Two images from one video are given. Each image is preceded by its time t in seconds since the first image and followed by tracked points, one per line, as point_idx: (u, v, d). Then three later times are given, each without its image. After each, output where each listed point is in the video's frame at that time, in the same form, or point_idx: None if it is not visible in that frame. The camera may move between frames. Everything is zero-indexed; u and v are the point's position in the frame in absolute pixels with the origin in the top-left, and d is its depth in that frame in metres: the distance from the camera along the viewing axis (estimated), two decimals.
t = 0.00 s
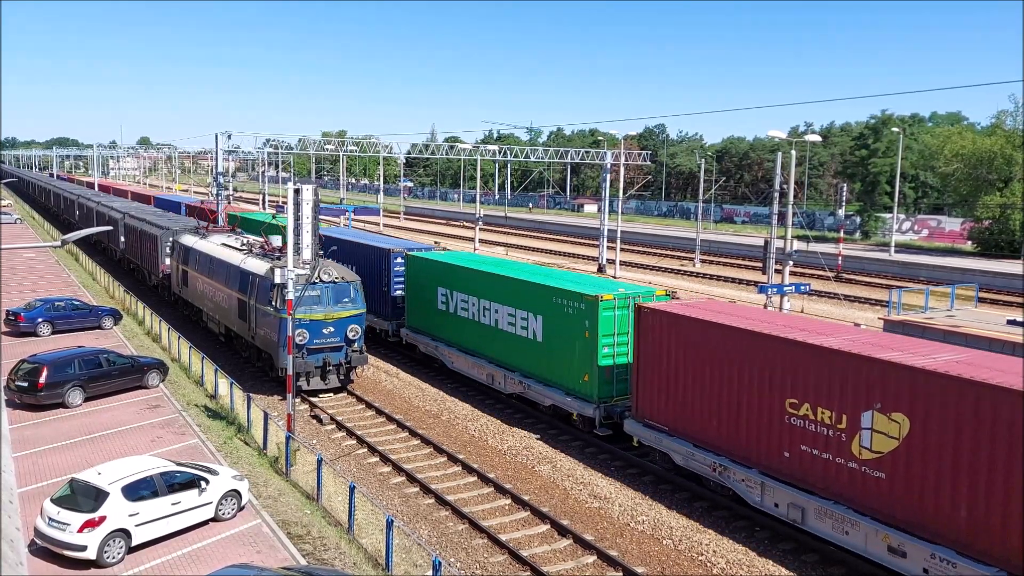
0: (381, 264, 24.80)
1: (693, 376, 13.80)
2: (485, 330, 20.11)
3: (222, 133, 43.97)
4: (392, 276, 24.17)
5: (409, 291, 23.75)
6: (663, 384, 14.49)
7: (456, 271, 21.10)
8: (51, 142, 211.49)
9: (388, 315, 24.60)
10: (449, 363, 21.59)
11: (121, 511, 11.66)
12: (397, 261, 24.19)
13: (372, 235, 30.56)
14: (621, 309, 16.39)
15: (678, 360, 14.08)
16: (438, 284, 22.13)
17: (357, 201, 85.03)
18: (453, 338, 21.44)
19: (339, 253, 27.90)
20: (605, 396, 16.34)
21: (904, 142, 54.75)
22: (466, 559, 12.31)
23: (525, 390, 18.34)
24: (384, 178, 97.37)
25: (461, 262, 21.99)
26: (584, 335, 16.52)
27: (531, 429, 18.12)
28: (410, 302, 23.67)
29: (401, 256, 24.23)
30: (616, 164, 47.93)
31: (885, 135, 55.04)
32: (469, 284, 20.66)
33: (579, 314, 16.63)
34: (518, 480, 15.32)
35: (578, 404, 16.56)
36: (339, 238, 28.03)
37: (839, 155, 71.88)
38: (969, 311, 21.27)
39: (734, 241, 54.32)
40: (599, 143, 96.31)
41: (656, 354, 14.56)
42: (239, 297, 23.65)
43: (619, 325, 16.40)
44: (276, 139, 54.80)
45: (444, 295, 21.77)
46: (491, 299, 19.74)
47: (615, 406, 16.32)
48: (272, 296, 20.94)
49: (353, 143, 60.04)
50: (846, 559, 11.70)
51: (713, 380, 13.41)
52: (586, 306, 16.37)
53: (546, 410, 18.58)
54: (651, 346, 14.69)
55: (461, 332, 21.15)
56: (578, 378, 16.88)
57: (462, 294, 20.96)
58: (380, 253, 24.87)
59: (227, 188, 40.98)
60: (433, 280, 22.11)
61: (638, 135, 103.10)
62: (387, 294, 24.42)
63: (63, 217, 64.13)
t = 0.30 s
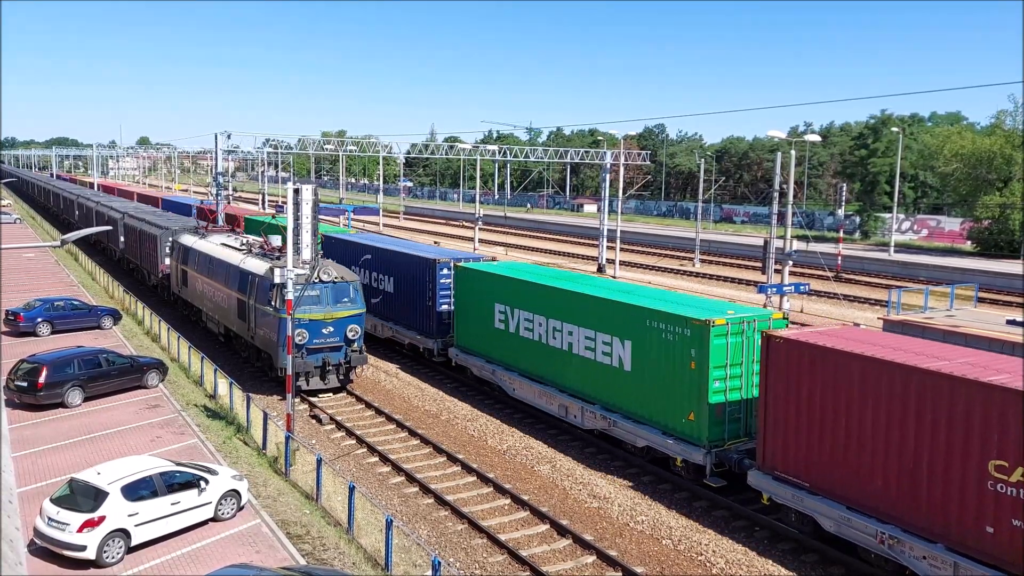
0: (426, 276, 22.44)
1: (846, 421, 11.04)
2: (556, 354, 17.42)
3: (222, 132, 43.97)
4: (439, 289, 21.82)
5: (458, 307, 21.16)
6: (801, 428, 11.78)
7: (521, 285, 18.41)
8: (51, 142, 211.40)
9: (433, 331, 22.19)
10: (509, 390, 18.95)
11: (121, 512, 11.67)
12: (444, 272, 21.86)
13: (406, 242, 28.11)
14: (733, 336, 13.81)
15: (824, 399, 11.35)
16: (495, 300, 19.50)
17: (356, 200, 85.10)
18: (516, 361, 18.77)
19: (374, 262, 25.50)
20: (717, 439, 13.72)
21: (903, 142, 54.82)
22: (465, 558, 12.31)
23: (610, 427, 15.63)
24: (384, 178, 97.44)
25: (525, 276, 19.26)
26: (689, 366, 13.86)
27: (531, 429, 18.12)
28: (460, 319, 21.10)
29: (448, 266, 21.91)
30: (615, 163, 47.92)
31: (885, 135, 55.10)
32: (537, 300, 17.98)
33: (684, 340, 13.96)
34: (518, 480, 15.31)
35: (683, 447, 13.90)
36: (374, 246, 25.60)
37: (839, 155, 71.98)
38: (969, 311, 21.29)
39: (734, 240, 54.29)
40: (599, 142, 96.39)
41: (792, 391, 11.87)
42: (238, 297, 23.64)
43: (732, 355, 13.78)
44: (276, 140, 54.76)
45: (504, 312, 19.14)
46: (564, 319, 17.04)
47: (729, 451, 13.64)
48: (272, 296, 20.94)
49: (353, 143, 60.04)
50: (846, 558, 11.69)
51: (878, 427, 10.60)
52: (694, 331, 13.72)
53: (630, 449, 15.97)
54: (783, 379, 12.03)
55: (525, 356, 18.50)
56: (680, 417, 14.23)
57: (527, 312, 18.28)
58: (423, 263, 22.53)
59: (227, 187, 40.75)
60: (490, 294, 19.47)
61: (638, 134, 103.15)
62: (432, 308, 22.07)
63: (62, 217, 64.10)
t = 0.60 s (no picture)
0: (479, 291, 20.02)
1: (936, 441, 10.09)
2: (650, 388, 14.71)
3: (222, 133, 43.95)
4: (494, 305, 19.41)
5: (518, 327, 18.54)
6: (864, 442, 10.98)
7: (600, 305, 15.74)
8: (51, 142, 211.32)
9: (487, 353, 19.77)
10: (588, 426, 16.19)
11: (121, 512, 11.66)
12: (500, 286, 19.47)
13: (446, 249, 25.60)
14: (898, 375, 11.17)
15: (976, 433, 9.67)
16: (566, 320, 16.78)
17: (357, 200, 85.15)
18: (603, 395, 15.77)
19: (413, 273, 23.11)
20: (878, 501, 11.04)
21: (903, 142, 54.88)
22: (464, 558, 12.31)
23: (729, 477, 13.04)
24: (384, 177, 97.43)
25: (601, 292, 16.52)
26: (842, 409, 11.26)
27: (531, 428, 18.10)
28: (521, 340, 18.45)
29: (505, 280, 19.52)
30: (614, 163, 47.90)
31: (884, 135, 55.18)
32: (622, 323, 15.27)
33: (835, 380, 11.33)
34: (518, 480, 15.30)
35: (835, 511, 11.26)
36: (414, 254, 23.18)
37: (838, 154, 72.02)
38: (969, 311, 21.28)
39: (734, 240, 54.18)
40: (598, 142, 96.44)
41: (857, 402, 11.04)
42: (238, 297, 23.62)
43: (896, 399, 11.14)
44: (276, 139, 54.74)
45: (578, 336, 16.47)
46: (662, 347, 14.34)
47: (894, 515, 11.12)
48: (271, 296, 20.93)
49: (353, 143, 60.04)
50: (846, 558, 11.70)
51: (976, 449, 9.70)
52: (850, 369, 11.12)
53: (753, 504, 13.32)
54: (984, 428, 9.62)
55: (608, 387, 15.82)
56: (827, 472, 11.56)
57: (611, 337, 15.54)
58: (475, 276, 20.10)
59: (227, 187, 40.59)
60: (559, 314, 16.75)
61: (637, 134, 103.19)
62: (486, 327, 19.68)
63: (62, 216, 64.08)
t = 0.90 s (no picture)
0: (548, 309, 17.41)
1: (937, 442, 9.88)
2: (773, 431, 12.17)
3: (221, 133, 43.72)
4: (567, 327, 16.80)
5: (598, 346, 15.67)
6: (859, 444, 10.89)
7: (703, 329, 13.12)
8: (51, 141, 210.92)
9: (558, 382, 17.16)
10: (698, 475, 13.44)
11: (120, 511, 11.50)
12: (574, 304, 16.88)
13: (500, 260, 22.92)
14: None
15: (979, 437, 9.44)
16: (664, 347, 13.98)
17: (356, 200, 85.06)
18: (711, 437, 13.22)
19: (465, 287, 20.52)
20: None
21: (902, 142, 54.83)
22: (464, 558, 12.16)
23: (902, 552, 10.36)
24: (383, 177, 97.34)
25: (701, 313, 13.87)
26: None
27: (531, 429, 17.94)
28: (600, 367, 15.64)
29: (580, 297, 16.91)
30: (613, 163, 47.71)
31: (883, 135, 55.14)
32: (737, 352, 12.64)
33: None
34: (517, 480, 15.13)
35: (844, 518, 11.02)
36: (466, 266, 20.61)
37: (837, 154, 71.86)
38: (967, 311, 21.14)
39: (734, 240, 53.96)
40: (597, 142, 96.46)
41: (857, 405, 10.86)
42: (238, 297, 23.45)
43: None
44: (275, 139, 54.60)
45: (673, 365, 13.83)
46: (795, 383, 11.72)
47: None
48: (270, 296, 20.75)
49: (353, 143, 59.87)
50: (844, 557, 11.55)
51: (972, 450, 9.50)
52: None
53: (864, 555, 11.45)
54: None
55: (717, 426, 13.17)
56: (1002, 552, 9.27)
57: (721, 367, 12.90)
58: (545, 291, 17.48)
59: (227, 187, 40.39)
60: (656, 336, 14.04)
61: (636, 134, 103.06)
62: (557, 350, 17.08)
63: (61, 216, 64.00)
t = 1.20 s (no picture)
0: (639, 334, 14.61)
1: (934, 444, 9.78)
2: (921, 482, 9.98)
3: (220, 132, 43.47)
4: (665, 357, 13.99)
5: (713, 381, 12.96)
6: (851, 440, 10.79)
7: (804, 356, 11.30)
8: (49, 141, 210.43)
9: (653, 421, 14.38)
10: (857, 546, 10.82)
11: (119, 512, 11.26)
12: (672, 330, 14.08)
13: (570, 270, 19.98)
14: None
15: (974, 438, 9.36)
16: (804, 387, 11.37)
17: (354, 200, 84.85)
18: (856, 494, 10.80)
19: (532, 305, 17.80)
20: None
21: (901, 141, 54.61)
22: (463, 558, 11.93)
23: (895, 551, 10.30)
24: (382, 177, 97.06)
25: (805, 334, 11.89)
26: None
27: (530, 429, 17.71)
28: (715, 407, 13.00)
29: (680, 320, 14.09)
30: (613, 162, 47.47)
31: (882, 135, 54.90)
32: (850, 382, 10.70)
33: None
34: (516, 480, 14.89)
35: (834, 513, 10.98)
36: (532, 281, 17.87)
37: (837, 154, 71.69)
38: (966, 311, 20.97)
39: (733, 240, 53.74)
40: (596, 141, 96.26)
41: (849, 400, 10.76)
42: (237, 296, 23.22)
43: None
44: (273, 139, 54.29)
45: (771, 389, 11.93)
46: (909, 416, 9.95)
47: None
48: (270, 296, 20.51)
49: (351, 142, 59.57)
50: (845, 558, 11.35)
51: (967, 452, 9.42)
52: None
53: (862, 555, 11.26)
54: None
55: (801, 459, 11.58)
56: None
57: (835, 400, 10.91)
58: (637, 316, 14.62)
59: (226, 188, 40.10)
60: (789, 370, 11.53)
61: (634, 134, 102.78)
62: (651, 385, 14.30)
63: (59, 217, 63.78)
